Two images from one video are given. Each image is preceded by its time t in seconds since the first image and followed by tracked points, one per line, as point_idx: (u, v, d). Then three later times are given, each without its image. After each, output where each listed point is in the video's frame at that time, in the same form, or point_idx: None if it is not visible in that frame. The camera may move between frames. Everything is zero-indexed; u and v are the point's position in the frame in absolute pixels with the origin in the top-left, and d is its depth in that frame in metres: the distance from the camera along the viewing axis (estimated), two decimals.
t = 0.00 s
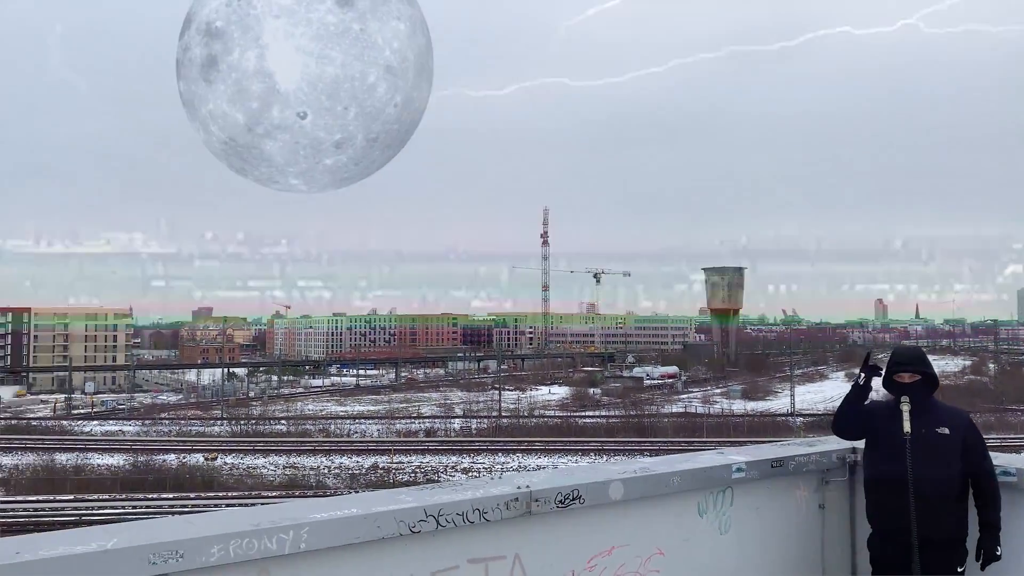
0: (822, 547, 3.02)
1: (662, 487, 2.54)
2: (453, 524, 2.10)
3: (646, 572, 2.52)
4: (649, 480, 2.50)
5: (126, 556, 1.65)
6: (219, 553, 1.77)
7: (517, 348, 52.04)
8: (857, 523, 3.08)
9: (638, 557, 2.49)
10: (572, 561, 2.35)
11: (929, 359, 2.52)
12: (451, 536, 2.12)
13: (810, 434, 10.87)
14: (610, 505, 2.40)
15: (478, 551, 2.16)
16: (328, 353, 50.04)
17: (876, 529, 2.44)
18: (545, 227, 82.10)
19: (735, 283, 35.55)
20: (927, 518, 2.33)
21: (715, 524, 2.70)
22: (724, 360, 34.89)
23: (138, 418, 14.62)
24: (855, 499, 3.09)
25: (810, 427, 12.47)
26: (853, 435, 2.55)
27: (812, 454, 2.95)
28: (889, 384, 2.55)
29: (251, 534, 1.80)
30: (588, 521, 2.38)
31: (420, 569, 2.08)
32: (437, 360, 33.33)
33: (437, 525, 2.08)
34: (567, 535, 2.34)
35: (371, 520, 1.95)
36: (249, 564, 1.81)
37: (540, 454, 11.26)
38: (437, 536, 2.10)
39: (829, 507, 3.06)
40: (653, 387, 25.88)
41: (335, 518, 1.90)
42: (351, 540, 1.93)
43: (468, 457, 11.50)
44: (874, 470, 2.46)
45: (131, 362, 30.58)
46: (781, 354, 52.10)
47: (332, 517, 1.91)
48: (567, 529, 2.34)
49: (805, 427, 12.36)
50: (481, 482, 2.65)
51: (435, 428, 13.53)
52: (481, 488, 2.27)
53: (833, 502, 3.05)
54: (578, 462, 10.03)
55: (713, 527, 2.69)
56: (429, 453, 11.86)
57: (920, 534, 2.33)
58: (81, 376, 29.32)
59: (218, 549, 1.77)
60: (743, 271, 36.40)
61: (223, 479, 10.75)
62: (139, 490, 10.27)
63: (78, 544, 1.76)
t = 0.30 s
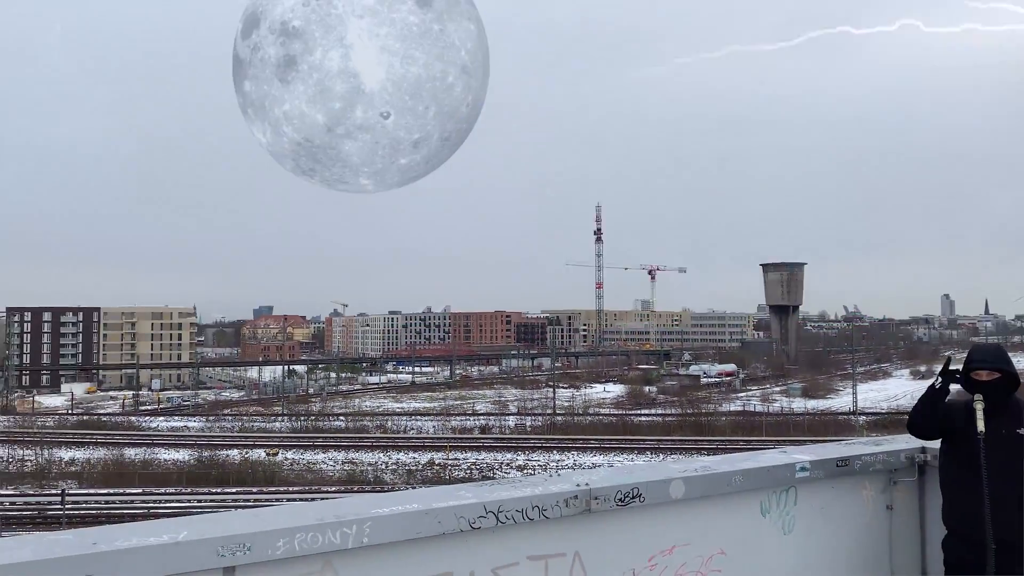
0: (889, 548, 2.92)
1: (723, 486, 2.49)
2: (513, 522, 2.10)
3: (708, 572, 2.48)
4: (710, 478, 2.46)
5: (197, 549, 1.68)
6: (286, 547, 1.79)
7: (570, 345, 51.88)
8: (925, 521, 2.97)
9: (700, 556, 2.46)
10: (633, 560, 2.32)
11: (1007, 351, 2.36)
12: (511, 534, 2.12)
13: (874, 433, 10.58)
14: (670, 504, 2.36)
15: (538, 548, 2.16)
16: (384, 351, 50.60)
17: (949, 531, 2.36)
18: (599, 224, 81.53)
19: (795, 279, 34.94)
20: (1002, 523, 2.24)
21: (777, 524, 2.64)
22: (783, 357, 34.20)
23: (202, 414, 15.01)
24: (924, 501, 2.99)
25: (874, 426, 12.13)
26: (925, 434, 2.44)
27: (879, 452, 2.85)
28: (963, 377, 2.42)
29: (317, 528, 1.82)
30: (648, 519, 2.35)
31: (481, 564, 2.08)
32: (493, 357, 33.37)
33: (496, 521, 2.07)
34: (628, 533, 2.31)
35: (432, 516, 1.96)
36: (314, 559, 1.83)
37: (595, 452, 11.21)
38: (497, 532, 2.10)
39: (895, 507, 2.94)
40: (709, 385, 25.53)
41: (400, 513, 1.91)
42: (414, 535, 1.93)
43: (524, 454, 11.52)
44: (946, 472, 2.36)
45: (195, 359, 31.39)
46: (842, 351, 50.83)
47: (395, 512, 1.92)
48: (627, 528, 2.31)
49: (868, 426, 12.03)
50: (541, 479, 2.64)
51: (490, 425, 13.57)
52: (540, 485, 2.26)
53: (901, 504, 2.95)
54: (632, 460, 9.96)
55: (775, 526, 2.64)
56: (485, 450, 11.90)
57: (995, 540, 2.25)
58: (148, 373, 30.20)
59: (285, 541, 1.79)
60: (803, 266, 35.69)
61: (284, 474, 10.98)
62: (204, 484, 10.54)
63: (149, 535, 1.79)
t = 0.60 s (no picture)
0: (976, 552, 2.78)
1: (801, 486, 2.41)
2: (585, 518, 2.08)
3: (783, 574, 2.41)
4: (787, 476, 2.39)
5: (274, 540, 1.75)
6: (359, 539, 1.84)
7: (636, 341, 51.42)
8: (1013, 525, 2.82)
9: (776, 557, 2.39)
10: (707, 560, 2.28)
11: None
12: (583, 531, 2.10)
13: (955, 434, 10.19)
14: (746, 502, 2.31)
15: (610, 545, 2.14)
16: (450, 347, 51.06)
17: None
18: (665, 219, 80.57)
19: (869, 275, 33.96)
20: None
21: (856, 526, 2.55)
22: (857, 354, 33.20)
23: (275, 408, 15.43)
24: (1013, 505, 2.86)
25: (955, 426, 11.67)
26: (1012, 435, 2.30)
27: (965, 453, 2.72)
28: None
29: (389, 521, 1.85)
30: (722, 519, 2.30)
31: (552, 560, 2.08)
32: (558, 352, 33.36)
33: (568, 518, 2.06)
34: (701, 532, 2.27)
35: (503, 510, 1.96)
36: (387, 551, 1.88)
37: (662, 450, 11.08)
38: (568, 529, 2.09)
39: (983, 510, 2.80)
40: (781, 383, 24.96)
41: (471, 508, 1.92)
42: (486, 529, 1.95)
43: (590, 451, 11.47)
44: None
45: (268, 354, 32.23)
46: (920, 348, 49.08)
47: (467, 507, 1.93)
48: (701, 527, 2.26)
49: (949, 427, 11.58)
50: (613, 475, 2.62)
51: (556, 422, 13.57)
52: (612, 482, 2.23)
53: (989, 508, 2.81)
54: (700, 459, 9.82)
55: (854, 529, 2.54)
56: (551, 446, 11.91)
57: None
58: (224, 368, 31.15)
59: (359, 534, 1.84)
60: (878, 262, 34.65)
61: (354, 468, 11.19)
62: (277, 476, 10.83)
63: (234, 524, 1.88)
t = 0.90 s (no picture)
0: None
1: (862, 487, 2.38)
2: (639, 516, 2.19)
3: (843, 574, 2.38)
4: (849, 476, 2.36)
5: (333, 532, 1.96)
6: (413, 532, 2.03)
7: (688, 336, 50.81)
8: None
9: (836, 558, 2.36)
10: (764, 558, 2.30)
11: None
12: (638, 528, 2.20)
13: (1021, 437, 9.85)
14: (805, 502, 2.31)
15: (665, 544, 2.22)
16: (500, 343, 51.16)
17: None
18: (717, 215, 79.45)
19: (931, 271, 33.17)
20: None
21: (923, 529, 2.48)
22: (917, 353, 32.28)
23: (329, 402, 15.64)
24: None
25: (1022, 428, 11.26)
26: None
27: None
28: None
29: (444, 516, 2.04)
30: (782, 519, 2.31)
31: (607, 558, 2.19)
32: (609, 349, 33.12)
33: (622, 515, 2.18)
34: (757, 533, 2.29)
35: (557, 507, 2.11)
36: (442, 545, 2.06)
37: (714, 449, 10.95)
38: (622, 527, 2.20)
39: None
40: (838, 382, 24.42)
41: (521, 504, 2.08)
42: (539, 526, 2.11)
43: (640, 449, 11.38)
44: None
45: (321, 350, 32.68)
46: (983, 346, 47.51)
47: (518, 504, 2.09)
48: (758, 527, 2.29)
49: (1014, 429, 11.19)
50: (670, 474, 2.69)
51: (606, 419, 13.50)
52: (666, 480, 2.30)
53: None
54: (752, 459, 9.68)
55: (920, 532, 2.48)
56: (601, 444, 11.86)
57: None
58: (278, 363, 31.68)
59: (414, 528, 2.04)
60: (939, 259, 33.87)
61: (405, 462, 11.30)
62: (330, 469, 11.00)
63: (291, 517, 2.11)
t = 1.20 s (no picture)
0: None
1: (943, 494, 2.33)
2: (706, 520, 2.16)
3: None
4: (931, 482, 2.30)
5: (398, 530, 1.94)
6: (474, 532, 2.02)
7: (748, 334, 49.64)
8: None
9: (915, 569, 2.34)
10: (840, 566, 2.27)
11: None
12: (709, 532, 2.18)
13: None
14: (883, 510, 2.27)
15: (737, 549, 2.20)
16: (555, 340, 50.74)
17: None
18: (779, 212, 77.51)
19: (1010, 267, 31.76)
20: None
21: (1007, 537, 2.44)
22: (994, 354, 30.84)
23: (384, 399, 15.60)
24: None
25: None
26: None
27: None
28: None
29: (504, 516, 2.02)
30: (860, 526, 2.28)
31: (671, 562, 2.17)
32: (666, 347, 32.52)
33: (688, 519, 2.14)
34: (834, 540, 2.27)
35: (622, 510, 2.08)
36: (503, 544, 2.05)
37: (780, 452, 10.53)
38: (688, 531, 2.17)
39: None
40: (909, 383, 23.42)
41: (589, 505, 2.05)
42: (603, 527, 2.08)
43: (701, 451, 11.03)
44: None
45: (376, 345, 32.83)
46: None
47: (581, 505, 2.07)
48: (834, 533, 2.26)
49: None
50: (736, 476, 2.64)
51: (665, 419, 13.17)
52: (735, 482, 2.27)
53: None
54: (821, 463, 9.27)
55: (1005, 540, 2.43)
56: (660, 444, 11.55)
57: None
58: (335, 358, 31.94)
59: (475, 528, 2.02)
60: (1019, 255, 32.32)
61: (460, 460, 11.15)
62: (385, 466, 10.93)
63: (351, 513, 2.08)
